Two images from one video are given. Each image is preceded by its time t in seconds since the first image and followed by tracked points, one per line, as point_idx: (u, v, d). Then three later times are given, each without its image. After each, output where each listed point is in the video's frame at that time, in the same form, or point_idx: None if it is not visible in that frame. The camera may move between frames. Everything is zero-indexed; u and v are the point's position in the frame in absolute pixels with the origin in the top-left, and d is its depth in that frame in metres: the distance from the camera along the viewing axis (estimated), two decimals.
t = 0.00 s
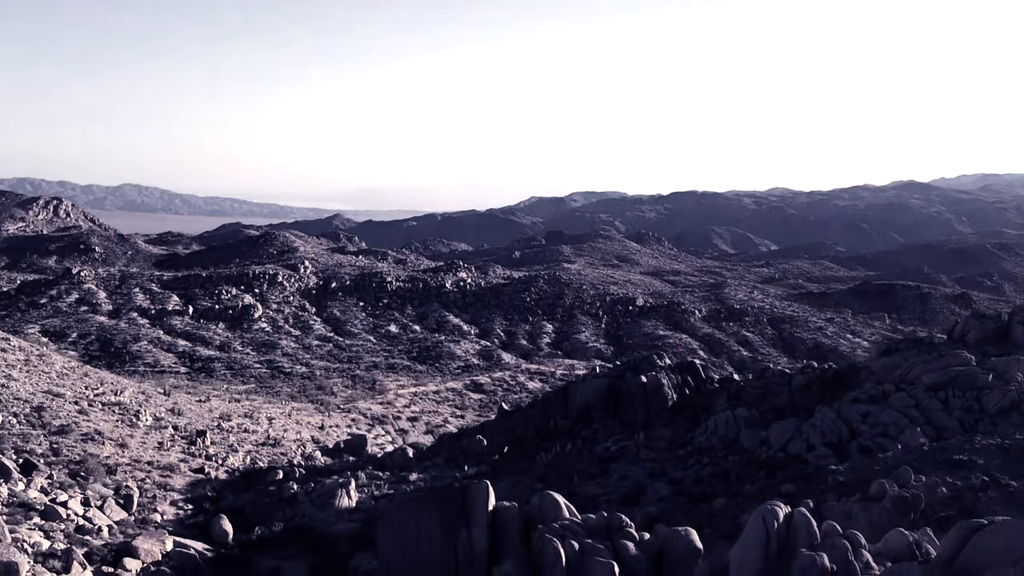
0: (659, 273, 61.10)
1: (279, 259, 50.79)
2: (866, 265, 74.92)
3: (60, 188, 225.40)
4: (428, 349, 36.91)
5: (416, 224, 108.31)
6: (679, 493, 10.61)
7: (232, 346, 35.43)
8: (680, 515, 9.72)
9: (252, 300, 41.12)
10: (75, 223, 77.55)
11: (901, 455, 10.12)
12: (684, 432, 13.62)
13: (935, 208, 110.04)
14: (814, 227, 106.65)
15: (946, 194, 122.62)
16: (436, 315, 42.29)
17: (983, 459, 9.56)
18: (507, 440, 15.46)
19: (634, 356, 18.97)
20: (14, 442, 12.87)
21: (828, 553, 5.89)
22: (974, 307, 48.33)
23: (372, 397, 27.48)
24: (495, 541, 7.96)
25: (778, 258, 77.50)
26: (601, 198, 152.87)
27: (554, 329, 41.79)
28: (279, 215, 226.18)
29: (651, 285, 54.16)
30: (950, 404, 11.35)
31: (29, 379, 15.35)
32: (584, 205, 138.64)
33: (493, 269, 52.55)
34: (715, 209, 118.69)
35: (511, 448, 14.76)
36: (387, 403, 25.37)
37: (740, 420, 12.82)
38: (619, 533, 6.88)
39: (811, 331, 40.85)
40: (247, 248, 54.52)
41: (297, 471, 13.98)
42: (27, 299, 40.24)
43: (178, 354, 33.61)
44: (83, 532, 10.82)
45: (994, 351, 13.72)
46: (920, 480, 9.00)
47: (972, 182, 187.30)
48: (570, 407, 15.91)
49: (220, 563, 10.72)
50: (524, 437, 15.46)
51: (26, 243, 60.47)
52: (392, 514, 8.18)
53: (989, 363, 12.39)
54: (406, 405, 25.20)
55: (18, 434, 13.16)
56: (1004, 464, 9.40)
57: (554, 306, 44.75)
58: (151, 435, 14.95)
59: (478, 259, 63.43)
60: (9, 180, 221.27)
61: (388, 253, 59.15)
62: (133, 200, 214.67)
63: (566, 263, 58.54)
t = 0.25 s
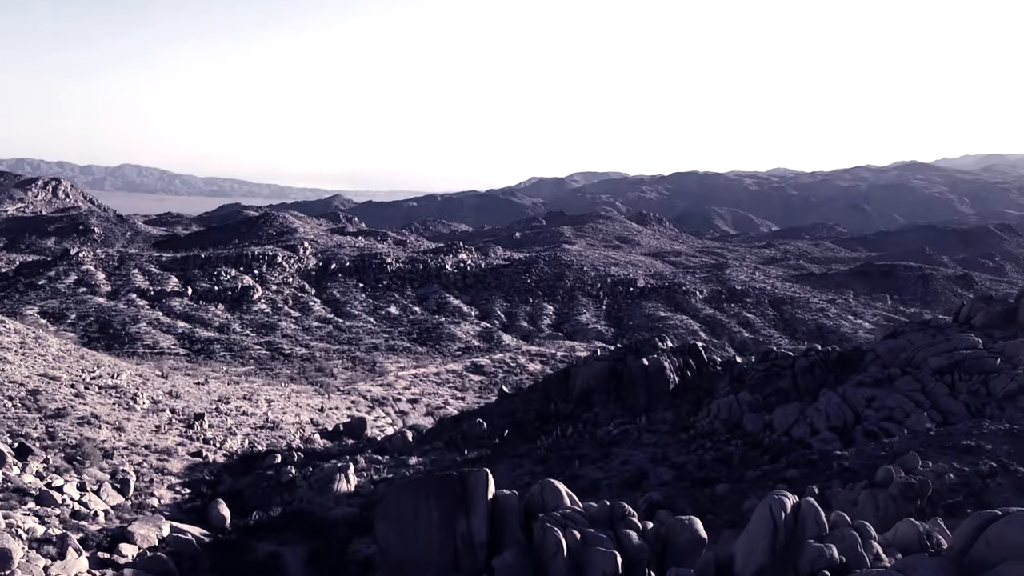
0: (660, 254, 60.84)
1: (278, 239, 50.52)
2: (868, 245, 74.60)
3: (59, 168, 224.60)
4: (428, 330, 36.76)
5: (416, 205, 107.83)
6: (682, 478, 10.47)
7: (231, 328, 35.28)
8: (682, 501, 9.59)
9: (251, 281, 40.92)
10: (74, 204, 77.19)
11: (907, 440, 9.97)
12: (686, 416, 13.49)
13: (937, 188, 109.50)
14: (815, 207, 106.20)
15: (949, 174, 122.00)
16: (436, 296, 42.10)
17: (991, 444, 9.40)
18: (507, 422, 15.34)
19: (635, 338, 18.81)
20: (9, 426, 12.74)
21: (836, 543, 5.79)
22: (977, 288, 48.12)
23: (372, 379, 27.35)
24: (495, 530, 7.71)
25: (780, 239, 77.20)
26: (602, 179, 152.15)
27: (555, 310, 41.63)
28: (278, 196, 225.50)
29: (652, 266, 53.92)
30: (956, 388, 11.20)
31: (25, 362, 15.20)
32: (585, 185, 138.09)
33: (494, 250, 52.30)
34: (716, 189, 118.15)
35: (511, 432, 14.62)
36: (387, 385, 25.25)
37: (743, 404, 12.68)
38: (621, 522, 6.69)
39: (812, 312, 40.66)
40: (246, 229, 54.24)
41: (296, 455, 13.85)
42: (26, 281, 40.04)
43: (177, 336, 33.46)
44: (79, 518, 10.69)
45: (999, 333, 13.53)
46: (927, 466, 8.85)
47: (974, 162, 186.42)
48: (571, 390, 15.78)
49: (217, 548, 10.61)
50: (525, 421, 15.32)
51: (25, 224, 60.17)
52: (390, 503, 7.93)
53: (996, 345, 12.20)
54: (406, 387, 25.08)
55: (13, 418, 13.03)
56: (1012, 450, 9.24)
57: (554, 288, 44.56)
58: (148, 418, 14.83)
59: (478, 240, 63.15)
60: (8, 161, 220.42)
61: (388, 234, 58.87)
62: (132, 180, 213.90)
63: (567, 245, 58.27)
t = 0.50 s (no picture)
0: (662, 232, 60.50)
1: (277, 217, 50.20)
2: (870, 223, 74.18)
3: (57, 146, 223.54)
4: (428, 309, 36.55)
5: (416, 182, 107.22)
6: (685, 461, 10.30)
7: (230, 307, 35.07)
8: (686, 485, 9.41)
9: (250, 259, 40.66)
10: (72, 181, 76.72)
11: (914, 423, 9.79)
12: (688, 397, 13.31)
13: (940, 166, 108.81)
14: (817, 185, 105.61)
15: (952, 151, 121.18)
16: (436, 275, 41.86)
17: (1001, 428, 9.22)
18: (507, 403, 15.18)
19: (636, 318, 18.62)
20: (3, 407, 12.58)
21: (848, 535, 5.60)
22: (979, 267, 47.84)
23: (371, 358, 27.19)
24: (494, 518, 7.15)
25: (782, 217, 76.76)
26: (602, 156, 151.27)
27: (555, 289, 41.40)
28: (278, 173, 224.53)
29: (653, 244, 53.61)
30: (964, 370, 11.02)
31: (19, 343, 15.03)
32: (587, 163, 137.30)
33: (494, 229, 51.96)
34: (718, 166, 117.44)
35: (512, 413, 14.45)
36: (387, 365, 25.08)
37: (746, 386, 12.50)
38: (625, 510, 6.50)
39: (814, 291, 40.42)
40: (245, 207, 53.88)
41: (293, 437, 13.69)
42: (23, 259, 39.77)
43: (176, 315, 33.25)
44: (73, 501, 10.54)
45: (1007, 314, 13.30)
46: (936, 450, 8.68)
47: (977, 140, 185.26)
48: (572, 371, 15.60)
49: (214, 531, 10.47)
50: (525, 401, 15.15)
51: (23, 202, 59.79)
52: (385, 488, 7.40)
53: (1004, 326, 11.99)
54: (406, 366, 24.92)
55: (7, 399, 12.87)
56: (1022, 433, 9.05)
57: (555, 266, 44.30)
58: (144, 399, 14.68)
59: (478, 218, 62.78)
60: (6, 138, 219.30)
61: (387, 212, 58.48)
62: (131, 158, 212.82)
63: (568, 223, 57.92)
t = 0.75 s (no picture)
0: (663, 213, 60.15)
1: (276, 198, 49.90)
2: (872, 203, 73.78)
3: (55, 125, 222.42)
4: (428, 290, 36.36)
5: (416, 162, 106.61)
6: (688, 446, 10.16)
7: (229, 288, 34.87)
8: (689, 471, 9.27)
9: (249, 240, 40.39)
10: (70, 161, 76.22)
11: (922, 408, 9.65)
12: (692, 381, 13.16)
13: (942, 146, 108.17)
14: (819, 165, 105.04)
15: (954, 131, 120.44)
16: (436, 256, 41.63)
17: (1010, 413, 9.07)
18: (507, 387, 15.03)
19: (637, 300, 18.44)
20: None
21: (859, 529, 5.44)
22: (982, 247, 47.59)
23: (371, 340, 27.02)
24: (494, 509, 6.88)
25: (783, 197, 76.33)
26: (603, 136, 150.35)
27: (556, 270, 41.19)
28: (277, 153, 223.54)
29: (655, 225, 53.30)
30: (972, 355, 10.87)
31: (13, 326, 14.86)
32: (587, 142, 136.50)
33: (494, 209, 51.64)
34: (720, 146, 116.75)
35: (512, 397, 14.31)
36: (387, 346, 24.91)
37: (750, 370, 12.34)
38: (627, 500, 6.36)
39: (816, 272, 40.19)
40: (243, 187, 53.54)
41: (291, 420, 13.54)
42: (21, 240, 39.49)
43: (174, 296, 33.05)
44: (68, 486, 10.40)
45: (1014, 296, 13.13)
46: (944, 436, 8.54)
47: (980, 120, 184.18)
48: (572, 355, 15.44)
49: (211, 517, 10.35)
50: (526, 384, 15.01)
51: (20, 183, 59.39)
52: (382, 479, 7.21)
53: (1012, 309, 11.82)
54: (406, 348, 24.77)
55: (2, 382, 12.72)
56: None
57: (556, 247, 44.05)
58: (141, 383, 14.54)
59: (478, 198, 62.40)
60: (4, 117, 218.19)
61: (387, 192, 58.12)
62: (130, 137, 211.70)
63: (569, 203, 57.57)
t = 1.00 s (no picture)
0: (665, 189, 59.72)
1: (275, 174, 49.51)
2: (876, 179, 73.23)
3: (54, 101, 220.97)
4: (428, 268, 36.12)
5: (416, 138, 105.85)
6: (691, 428, 10.00)
7: (228, 265, 34.66)
8: (693, 455, 9.11)
9: (248, 217, 40.09)
10: (68, 136, 75.64)
11: (930, 390, 9.46)
12: (695, 361, 12.97)
13: (946, 121, 107.26)
14: (822, 140, 104.26)
15: (959, 106, 119.38)
16: (436, 233, 41.35)
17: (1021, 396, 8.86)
18: (508, 366, 14.85)
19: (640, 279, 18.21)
20: None
21: (872, 522, 5.29)
22: (986, 224, 47.24)
23: (371, 318, 26.82)
24: (495, 496, 6.65)
25: (786, 173, 75.79)
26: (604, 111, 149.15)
27: (557, 247, 40.91)
28: (277, 129, 222.17)
29: (656, 201, 52.92)
30: (981, 336, 10.68)
31: (8, 305, 14.68)
32: (589, 117, 135.48)
33: (495, 185, 51.23)
34: (722, 121, 115.83)
35: (513, 377, 14.13)
36: (387, 324, 24.72)
37: (753, 350, 12.15)
38: (632, 489, 6.21)
39: (819, 249, 39.87)
40: (242, 164, 53.11)
41: (289, 401, 13.39)
42: (18, 216, 39.19)
43: (173, 274, 32.83)
44: (63, 469, 10.25)
45: None
46: (954, 419, 8.35)
47: (983, 95, 182.73)
48: (574, 335, 15.25)
49: (208, 500, 10.20)
50: (526, 364, 14.83)
51: (18, 159, 58.93)
52: (379, 468, 7.04)
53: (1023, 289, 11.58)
54: (406, 326, 24.59)
55: None
56: None
57: (557, 224, 43.75)
58: (137, 362, 14.40)
59: (479, 174, 61.95)
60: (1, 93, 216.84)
61: (387, 168, 57.65)
62: (128, 112, 210.38)
63: (570, 179, 57.16)
